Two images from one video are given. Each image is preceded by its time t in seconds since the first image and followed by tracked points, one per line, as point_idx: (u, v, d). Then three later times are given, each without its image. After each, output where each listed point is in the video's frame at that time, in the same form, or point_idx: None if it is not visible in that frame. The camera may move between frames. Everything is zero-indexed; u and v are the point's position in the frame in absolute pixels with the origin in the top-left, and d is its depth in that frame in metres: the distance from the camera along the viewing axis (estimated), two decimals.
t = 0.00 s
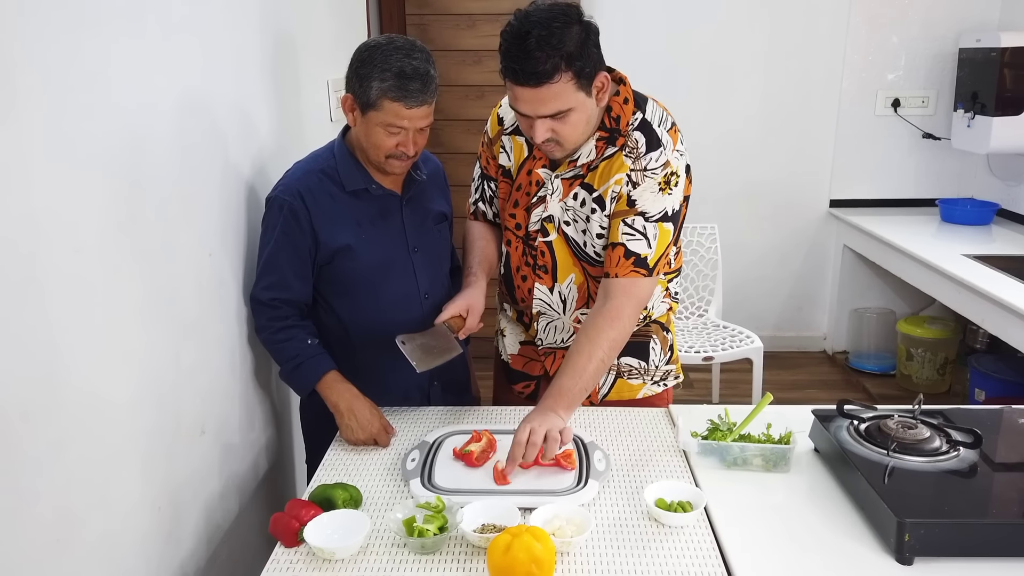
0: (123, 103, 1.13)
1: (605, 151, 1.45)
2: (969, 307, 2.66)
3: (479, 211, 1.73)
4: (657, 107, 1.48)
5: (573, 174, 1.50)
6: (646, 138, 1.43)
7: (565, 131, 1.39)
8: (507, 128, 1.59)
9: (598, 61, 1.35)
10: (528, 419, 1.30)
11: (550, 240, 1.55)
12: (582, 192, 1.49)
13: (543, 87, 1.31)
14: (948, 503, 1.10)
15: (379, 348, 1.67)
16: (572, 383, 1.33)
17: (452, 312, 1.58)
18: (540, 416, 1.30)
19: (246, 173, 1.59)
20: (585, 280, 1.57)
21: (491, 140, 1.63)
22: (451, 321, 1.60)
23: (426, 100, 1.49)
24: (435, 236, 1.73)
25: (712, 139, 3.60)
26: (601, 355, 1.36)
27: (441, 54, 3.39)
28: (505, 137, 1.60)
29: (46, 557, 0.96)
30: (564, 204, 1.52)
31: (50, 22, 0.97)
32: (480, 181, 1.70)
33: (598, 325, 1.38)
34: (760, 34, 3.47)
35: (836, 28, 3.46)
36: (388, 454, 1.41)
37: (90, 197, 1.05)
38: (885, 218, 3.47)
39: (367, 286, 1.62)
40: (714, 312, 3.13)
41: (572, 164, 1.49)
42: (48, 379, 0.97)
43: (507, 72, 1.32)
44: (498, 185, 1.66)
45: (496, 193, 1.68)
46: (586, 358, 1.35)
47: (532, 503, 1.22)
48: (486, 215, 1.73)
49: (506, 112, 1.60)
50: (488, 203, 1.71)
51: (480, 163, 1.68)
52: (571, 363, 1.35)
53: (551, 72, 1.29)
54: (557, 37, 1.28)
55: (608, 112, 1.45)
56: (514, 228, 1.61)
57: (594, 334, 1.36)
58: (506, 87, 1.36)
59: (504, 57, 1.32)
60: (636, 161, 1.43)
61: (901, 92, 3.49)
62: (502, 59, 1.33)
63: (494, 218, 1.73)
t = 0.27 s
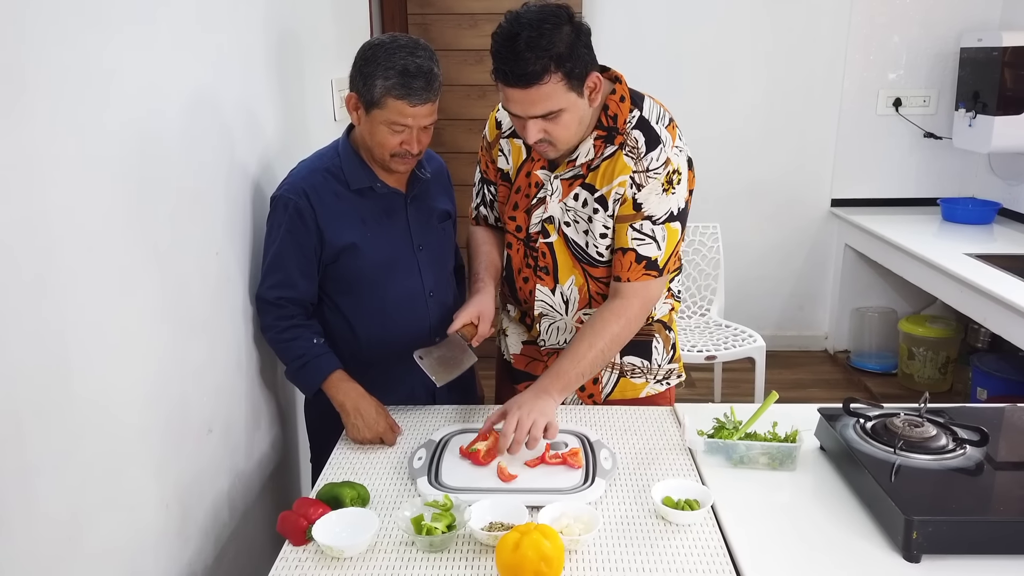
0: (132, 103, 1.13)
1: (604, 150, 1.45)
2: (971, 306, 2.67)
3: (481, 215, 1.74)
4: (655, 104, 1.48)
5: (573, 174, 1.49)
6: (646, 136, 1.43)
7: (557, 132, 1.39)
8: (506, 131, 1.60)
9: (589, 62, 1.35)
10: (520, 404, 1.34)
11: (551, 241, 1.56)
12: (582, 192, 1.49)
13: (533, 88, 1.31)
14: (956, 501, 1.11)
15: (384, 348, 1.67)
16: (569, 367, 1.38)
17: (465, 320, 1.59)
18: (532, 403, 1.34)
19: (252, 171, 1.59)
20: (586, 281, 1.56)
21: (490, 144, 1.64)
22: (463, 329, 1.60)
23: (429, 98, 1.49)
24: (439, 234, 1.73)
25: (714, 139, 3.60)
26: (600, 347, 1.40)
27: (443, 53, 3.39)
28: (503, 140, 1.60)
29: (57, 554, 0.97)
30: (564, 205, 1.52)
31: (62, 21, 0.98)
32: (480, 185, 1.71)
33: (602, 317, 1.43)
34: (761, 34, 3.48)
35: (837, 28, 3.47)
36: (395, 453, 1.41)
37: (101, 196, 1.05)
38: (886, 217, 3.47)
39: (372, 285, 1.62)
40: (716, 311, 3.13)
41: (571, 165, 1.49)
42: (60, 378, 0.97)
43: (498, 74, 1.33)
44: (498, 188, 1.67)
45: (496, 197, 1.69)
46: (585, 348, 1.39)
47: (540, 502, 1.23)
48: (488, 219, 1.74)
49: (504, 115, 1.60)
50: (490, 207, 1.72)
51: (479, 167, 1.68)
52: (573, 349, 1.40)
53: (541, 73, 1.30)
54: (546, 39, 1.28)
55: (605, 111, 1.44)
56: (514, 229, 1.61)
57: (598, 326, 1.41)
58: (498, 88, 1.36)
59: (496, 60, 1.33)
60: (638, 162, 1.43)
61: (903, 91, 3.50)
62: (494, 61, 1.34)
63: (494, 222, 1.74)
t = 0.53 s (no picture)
0: (137, 103, 1.13)
1: (610, 150, 1.47)
2: (972, 305, 2.67)
3: (482, 215, 1.73)
4: (659, 104, 1.49)
5: (578, 173, 1.50)
6: (652, 136, 1.45)
7: (568, 132, 1.39)
8: (508, 130, 1.60)
9: (601, 63, 1.35)
10: (527, 400, 1.34)
11: (554, 240, 1.56)
12: (587, 191, 1.50)
13: (548, 89, 1.31)
14: (961, 500, 1.11)
15: (386, 347, 1.67)
16: (576, 363, 1.39)
17: (474, 326, 1.57)
18: (540, 398, 1.35)
19: (255, 170, 1.59)
20: (590, 279, 1.56)
21: (492, 143, 1.63)
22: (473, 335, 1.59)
23: (433, 97, 1.49)
24: (443, 234, 1.73)
25: (715, 138, 3.61)
26: (607, 344, 1.41)
27: (444, 53, 3.39)
28: (505, 139, 1.60)
29: (65, 552, 0.97)
30: (568, 204, 1.53)
31: (70, 19, 0.98)
32: (480, 184, 1.70)
33: (606, 315, 1.44)
34: (762, 33, 3.48)
35: (838, 27, 3.47)
36: (399, 452, 1.42)
37: (107, 196, 1.05)
38: (888, 217, 3.47)
39: (376, 284, 1.62)
40: (718, 311, 3.13)
41: (576, 164, 1.50)
42: (67, 377, 0.97)
43: (511, 75, 1.33)
44: (499, 187, 1.66)
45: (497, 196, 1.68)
46: (592, 344, 1.40)
47: (545, 501, 1.23)
48: (488, 219, 1.73)
49: (507, 114, 1.60)
50: (490, 206, 1.71)
51: (480, 166, 1.68)
52: (578, 346, 1.41)
53: (556, 74, 1.30)
54: (561, 40, 1.28)
55: (611, 110, 1.46)
56: (517, 229, 1.61)
57: (602, 324, 1.42)
58: (509, 89, 1.36)
59: (509, 60, 1.32)
60: (644, 162, 1.45)
61: (904, 91, 3.50)
62: (507, 63, 1.33)
63: (495, 221, 1.74)
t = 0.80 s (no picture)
0: (139, 103, 1.13)
1: (620, 147, 1.46)
2: (972, 304, 2.66)
3: (485, 218, 1.70)
4: (665, 100, 1.49)
5: (587, 171, 1.50)
6: (662, 132, 1.45)
7: (582, 130, 1.39)
8: (512, 131, 1.59)
9: (613, 59, 1.35)
10: (555, 391, 1.36)
11: (563, 239, 1.56)
12: (597, 189, 1.50)
13: (562, 87, 1.31)
14: (964, 498, 1.11)
15: (388, 346, 1.67)
16: (602, 358, 1.41)
17: (494, 345, 1.54)
18: (569, 389, 1.36)
19: (257, 170, 1.59)
20: (599, 278, 1.57)
21: (496, 144, 1.63)
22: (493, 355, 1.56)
23: (435, 95, 1.49)
24: (445, 232, 1.73)
25: (715, 137, 3.60)
26: (631, 339, 1.44)
27: (444, 52, 3.39)
28: (510, 139, 1.60)
29: (67, 551, 0.97)
30: (577, 202, 1.52)
31: (71, 17, 0.98)
32: (484, 185, 1.68)
33: (631, 308, 1.47)
34: (762, 32, 3.47)
35: (838, 26, 3.47)
36: (402, 451, 1.41)
37: (108, 194, 1.05)
38: (888, 216, 3.47)
39: (377, 282, 1.62)
40: (718, 310, 3.13)
41: (585, 162, 1.49)
42: (70, 376, 0.97)
43: (525, 74, 1.32)
44: (505, 188, 1.64)
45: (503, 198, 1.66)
46: (618, 338, 1.43)
47: (547, 499, 1.23)
48: (491, 221, 1.70)
49: (511, 114, 1.60)
50: (495, 208, 1.68)
51: (484, 167, 1.67)
52: (604, 341, 1.44)
53: (570, 72, 1.29)
54: (574, 37, 1.28)
55: (619, 107, 1.45)
56: (524, 228, 1.61)
57: (628, 317, 1.45)
58: (522, 88, 1.35)
59: (522, 59, 1.31)
60: (657, 158, 1.45)
61: (903, 89, 3.50)
62: (519, 61, 1.32)
63: (499, 224, 1.71)
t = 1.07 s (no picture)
0: (139, 102, 1.13)
1: (630, 147, 1.47)
2: (971, 304, 2.66)
3: (488, 219, 1.66)
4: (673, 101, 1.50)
5: (596, 171, 1.50)
6: (672, 131, 1.46)
7: (601, 131, 1.39)
8: (520, 131, 1.57)
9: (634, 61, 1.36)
10: (556, 392, 1.38)
11: (572, 239, 1.55)
12: (606, 188, 1.50)
13: (587, 89, 1.31)
14: (963, 496, 1.11)
15: (388, 345, 1.67)
16: (603, 360, 1.43)
17: (495, 361, 1.56)
18: (569, 391, 1.38)
19: (256, 169, 1.59)
20: (608, 278, 1.57)
21: (502, 145, 1.60)
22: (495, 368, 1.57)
23: (437, 95, 1.49)
24: (445, 232, 1.72)
25: (714, 137, 3.61)
26: (631, 340, 1.45)
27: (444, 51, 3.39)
28: (517, 139, 1.58)
29: (67, 551, 0.97)
30: (587, 202, 1.52)
31: (70, 17, 0.98)
32: (487, 186, 1.65)
33: (631, 309, 1.48)
34: (761, 31, 3.47)
35: (837, 26, 3.47)
36: (403, 450, 1.41)
37: (109, 194, 1.05)
38: (886, 215, 3.47)
39: (378, 282, 1.62)
40: (718, 309, 3.14)
41: (595, 162, 1.49)
42: (69, 374, 0.97)
43: (547, 75, 1.32)
44: (511, 188, 1.62)
45: (508, 198, 1.64)
46: (618, 340, 1.44)
47: (547, 498, 1.23)
48: (494, 223, 1.67)
49: (517, 114, 1.58)
50: (500, 208, 1.65)
51: (487, 168, 1.64)
52: (604, 341, 1.45)
53: (596, 74, 1.29)
54: (599, 39, 1.28)
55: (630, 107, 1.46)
56: (532, 228, 1.59)
57: (628, 319, 1.46)
58: (543, 89, 1.35)
59: (545, 60, 1.31)
60: (666, 157, 1.46)
61: (902, 89, 3.50)
62: (541, 62, 1.32)
63: (501, 225, 1.68)
